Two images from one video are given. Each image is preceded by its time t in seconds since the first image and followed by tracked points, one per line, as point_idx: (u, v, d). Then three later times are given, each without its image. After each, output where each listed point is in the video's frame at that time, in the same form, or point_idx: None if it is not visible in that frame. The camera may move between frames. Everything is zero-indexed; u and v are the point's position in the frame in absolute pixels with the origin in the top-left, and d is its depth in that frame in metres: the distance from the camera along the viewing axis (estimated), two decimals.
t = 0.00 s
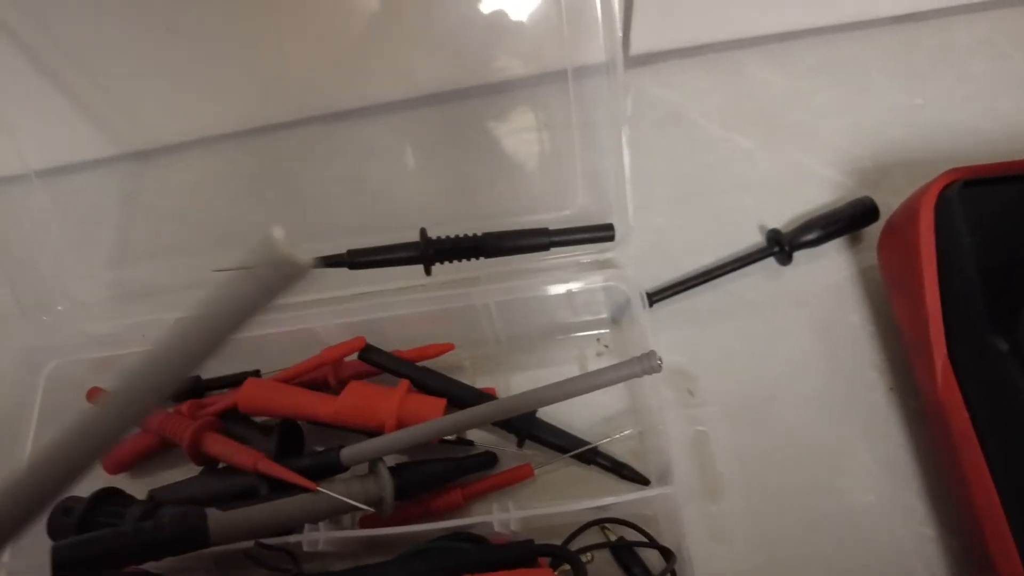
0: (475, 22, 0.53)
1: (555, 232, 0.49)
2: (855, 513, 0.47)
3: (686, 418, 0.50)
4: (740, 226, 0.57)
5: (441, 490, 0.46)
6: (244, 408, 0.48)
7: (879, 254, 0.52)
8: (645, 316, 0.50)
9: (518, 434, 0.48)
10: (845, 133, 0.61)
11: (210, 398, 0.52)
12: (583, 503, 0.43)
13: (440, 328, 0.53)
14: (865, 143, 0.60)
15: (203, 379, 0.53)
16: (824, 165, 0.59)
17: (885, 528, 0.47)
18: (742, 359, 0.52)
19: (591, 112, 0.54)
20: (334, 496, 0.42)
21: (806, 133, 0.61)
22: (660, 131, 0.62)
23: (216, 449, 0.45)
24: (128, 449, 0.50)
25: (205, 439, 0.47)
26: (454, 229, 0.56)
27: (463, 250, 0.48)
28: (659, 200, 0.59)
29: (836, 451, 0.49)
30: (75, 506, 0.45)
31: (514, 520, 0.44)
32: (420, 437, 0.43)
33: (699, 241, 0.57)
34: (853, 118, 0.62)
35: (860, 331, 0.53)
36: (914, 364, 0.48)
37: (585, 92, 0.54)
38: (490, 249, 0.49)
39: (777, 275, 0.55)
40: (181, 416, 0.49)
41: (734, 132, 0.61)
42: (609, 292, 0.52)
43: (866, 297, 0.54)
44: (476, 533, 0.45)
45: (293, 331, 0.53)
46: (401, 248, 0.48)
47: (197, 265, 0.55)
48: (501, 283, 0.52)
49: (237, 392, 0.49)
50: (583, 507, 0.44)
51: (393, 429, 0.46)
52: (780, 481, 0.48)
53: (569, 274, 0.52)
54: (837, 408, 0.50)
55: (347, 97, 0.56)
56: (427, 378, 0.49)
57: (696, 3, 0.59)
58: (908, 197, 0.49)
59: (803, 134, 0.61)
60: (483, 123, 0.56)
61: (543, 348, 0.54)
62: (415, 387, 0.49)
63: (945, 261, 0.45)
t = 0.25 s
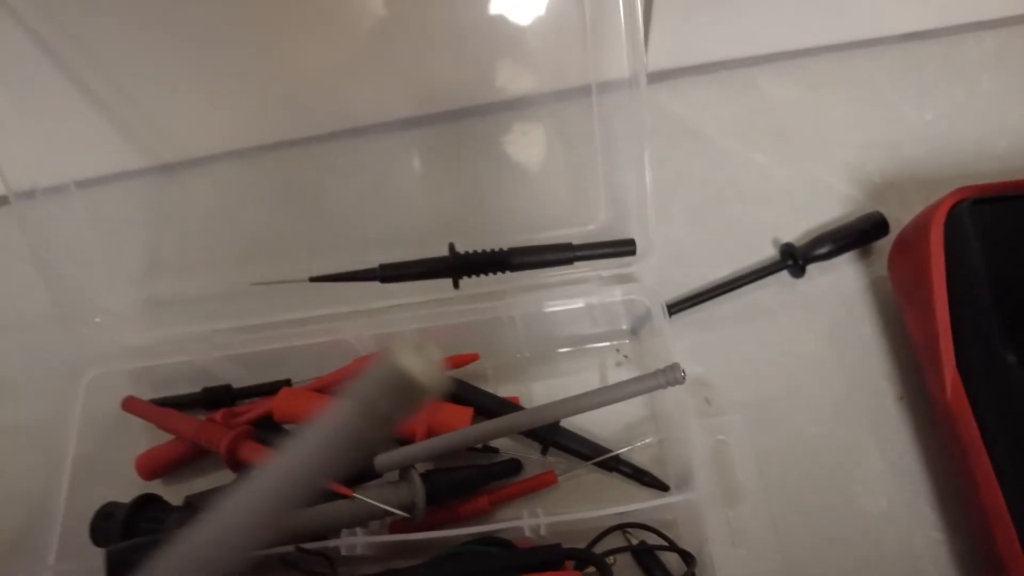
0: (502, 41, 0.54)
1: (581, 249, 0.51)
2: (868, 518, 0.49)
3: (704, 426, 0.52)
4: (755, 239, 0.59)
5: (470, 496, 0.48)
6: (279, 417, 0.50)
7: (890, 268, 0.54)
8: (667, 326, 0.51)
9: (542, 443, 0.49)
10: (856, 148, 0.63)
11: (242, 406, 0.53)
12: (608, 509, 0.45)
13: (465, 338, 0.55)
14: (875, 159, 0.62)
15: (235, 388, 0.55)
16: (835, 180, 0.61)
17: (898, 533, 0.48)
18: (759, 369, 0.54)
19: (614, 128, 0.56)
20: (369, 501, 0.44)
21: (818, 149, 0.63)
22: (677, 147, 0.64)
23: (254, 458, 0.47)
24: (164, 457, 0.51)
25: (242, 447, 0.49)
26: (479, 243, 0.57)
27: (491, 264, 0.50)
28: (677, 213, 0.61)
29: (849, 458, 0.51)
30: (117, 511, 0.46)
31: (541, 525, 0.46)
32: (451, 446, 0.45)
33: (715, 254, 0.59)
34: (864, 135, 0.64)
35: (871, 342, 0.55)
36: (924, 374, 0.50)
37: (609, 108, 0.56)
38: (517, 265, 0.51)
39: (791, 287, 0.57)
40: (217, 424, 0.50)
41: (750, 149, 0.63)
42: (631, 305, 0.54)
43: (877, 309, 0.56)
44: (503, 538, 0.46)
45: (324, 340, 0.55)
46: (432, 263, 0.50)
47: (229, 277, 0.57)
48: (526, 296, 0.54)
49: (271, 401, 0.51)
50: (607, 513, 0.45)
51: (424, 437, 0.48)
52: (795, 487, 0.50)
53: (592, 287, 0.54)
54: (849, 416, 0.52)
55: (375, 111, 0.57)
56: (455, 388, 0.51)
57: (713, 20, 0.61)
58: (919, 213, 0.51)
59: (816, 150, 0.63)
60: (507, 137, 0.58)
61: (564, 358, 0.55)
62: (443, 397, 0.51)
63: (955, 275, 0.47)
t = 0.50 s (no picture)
0: (513, 54, 0.55)
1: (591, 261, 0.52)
2: (874, 530, 0.50)
3: (711, 437, 0.53)
4: (760, 251, 0.60)
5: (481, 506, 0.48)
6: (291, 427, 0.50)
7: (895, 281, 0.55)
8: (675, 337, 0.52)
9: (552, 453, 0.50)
10: (859, 161, 0.64)
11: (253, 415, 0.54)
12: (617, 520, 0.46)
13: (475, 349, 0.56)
14: (879, 172, 0.63)
15: (247, 397, 0.56)
16: (839, 193, 0.62)
17: (903, 544, 0.49)
18: (765, 381, 0.55)
19: (622, 140, 0.57)
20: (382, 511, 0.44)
21: (822, 162, 0.64)
22: (684, 159, 0.65)
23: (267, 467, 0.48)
24: (177, 466, 0.52)
25: (254, 457, 0.49)
26: (488, 254, 0.58)
27: (502, 277, 0.51)
28: (683, 225, 0.62)
29: (856, 470, 0.51)
30: (131, 519, 0.46)
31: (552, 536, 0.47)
32: (464, 457, 0.46)
33: (722, 266, 0.60)
34: (868, 148, 0.64)
35: (876, 354, 0.55)
36: (928, 387, 0.51)
37: (618, 120, 0.57)
38: (527, 277, 0.51)
39: (796, 300, 0.58)
40: (229, 433, 0.51)
41: (755, 162, 0.64)
42: (640, 317, 0.55)
43: (881, 321, 0.57)
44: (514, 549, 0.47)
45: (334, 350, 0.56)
46: (443, 276, 0.51)
47: (240, 287, 0.58)
48: (535, 308, 0.54)
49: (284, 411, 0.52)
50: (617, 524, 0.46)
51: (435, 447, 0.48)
52: (801, 497, 0.51)
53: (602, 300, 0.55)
54: (854, 427, 0.53)
55: (388, 120, 0.58)
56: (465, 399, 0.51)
57: (719, 35, 0.62)
58: (924, 228, 0.52)
59: (820, 163, 0.64)
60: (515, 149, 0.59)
61: (573, 369, 0.56)
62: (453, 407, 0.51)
63: (959, 290, 0.48)
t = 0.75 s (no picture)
0: (519, 54, 0.55)
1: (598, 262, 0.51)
2: (883, 534, 0.49)
3: (718, 439, 0.52)
4: (767, 253, 0.60)
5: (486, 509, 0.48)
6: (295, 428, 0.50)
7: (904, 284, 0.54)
8: (683, 338, 0.51)
9: (558, 456, 0.50)
10: (866, 163, 0.64)
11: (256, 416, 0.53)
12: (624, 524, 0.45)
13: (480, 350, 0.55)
14: (886, 174, 0.63)
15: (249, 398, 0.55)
16: (846, 195, 0.62)
17: (913, 548, 0.49)
18: (772, 383, 0.54)
19: (628, 139, 0.56)
20: (386, 513, 0.44)
21: (828, 164, 0.64)
22: (689, 161, 0.65)
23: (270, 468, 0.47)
24: (179, 466, 0.51)
25: (256, 457, 0.48)
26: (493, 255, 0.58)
27: (508, 276, 0.51)
28: (689, 227, 0.62)
29: (864, 473, 0.51)
30: (132, 520, 0.46)
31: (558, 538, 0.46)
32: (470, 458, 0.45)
33: (728, 267, 0.59)
34: (874, 149, 0.64)
35: (884, 357, 0.55)
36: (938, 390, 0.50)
37: (624, 120, 0.56)
38: (533, 277, 0.51)
39: (803, 302, 0.57)
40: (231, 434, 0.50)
41: (760, 164, 0.64)
42: (646, 318, 0.54)
43: (889, 324, 0.56)
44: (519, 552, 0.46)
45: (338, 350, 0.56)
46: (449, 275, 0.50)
47: (244, 287, 0.57)
48: (541, 308, 0.54)
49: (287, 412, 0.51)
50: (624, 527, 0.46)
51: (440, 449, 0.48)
52: (809, 501, 0.50)
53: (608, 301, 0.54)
54: (863, 431, 0.52)
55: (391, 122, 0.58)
56: (469, 400, 0.51)
57: (724, 35, 0.62)
58: (934, 230, 0.52)
59: (827, 165, 0.64)
60: (520, 148, 0.59)
61: (579, 371, 0.56)
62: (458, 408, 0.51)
63: (969, 291, 0.48)
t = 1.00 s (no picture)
0: (519, 58, 0.55)
1: (596, 267, 0.51)
2: (879, 540, 0.49)
3: (716, 445, 0.52)
4: (766, 258, 0.60)
5: (482, 513, 0.48)
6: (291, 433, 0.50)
7: (901, 290, 0.54)
8: (679, 342, 0.51)
9: (555, 460, 0.50)
10: (865, 169, 0.64)
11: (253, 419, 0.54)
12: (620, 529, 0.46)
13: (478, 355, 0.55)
14: (885, 180, 0.63)
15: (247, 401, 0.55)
16: (845, 200, 0.62)
17: (909, 555, 0.49)
18: (769, 388, 0.54)
19: (628, 144, 0.56)
20: (383, 518, 0.44)
21: (827, 170, 0.64)
22: (688, 166, 0.65)
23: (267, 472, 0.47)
24: (176, 469, 0.51)
25: (254, 461, 0.48)
26: (491, 259, 0.58)
27: (506, 281, 0.51)
28: (688, 232, 0.62)
29: (860, 479, 0.51)
30: (129, 523, 0.46)
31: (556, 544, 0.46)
32: (466, 464, 0.45)
33: (727, 272, 0.59)
34: (873, 155, 0.64)
35: (882, 362, 0.55)
36: (935, 396, 0.50)
37: (623, 125, 0.56)
38: (530, 282, 0.51)
39: (801, 307, 0.58)
40: (229, 437, 0.50)
41: (759, 169, 0.64)
42: (645, 324, 0.54)
43: (887, 330, 0.56)
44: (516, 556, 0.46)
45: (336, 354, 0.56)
46: (446, 280, 0.50)
47: (243, 290, 0.57)
48: (539, 313, 0.54)
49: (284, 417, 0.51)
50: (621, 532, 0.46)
51: (437, 454, 0.48)
52: (806, 506, 0.50)
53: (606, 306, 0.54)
54: (860, 437, 0.52)
55: (390, 128, 0.58)
56: (466, 404, 0.51)
57: (724, 40, 0.62)
58: (931, 236, 0.52)
59: (826, 171, 0.64)
60: (521, 152, 0.58)
61: (576, 376, 0.56)
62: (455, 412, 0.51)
63: (967, 297, 0.48)
